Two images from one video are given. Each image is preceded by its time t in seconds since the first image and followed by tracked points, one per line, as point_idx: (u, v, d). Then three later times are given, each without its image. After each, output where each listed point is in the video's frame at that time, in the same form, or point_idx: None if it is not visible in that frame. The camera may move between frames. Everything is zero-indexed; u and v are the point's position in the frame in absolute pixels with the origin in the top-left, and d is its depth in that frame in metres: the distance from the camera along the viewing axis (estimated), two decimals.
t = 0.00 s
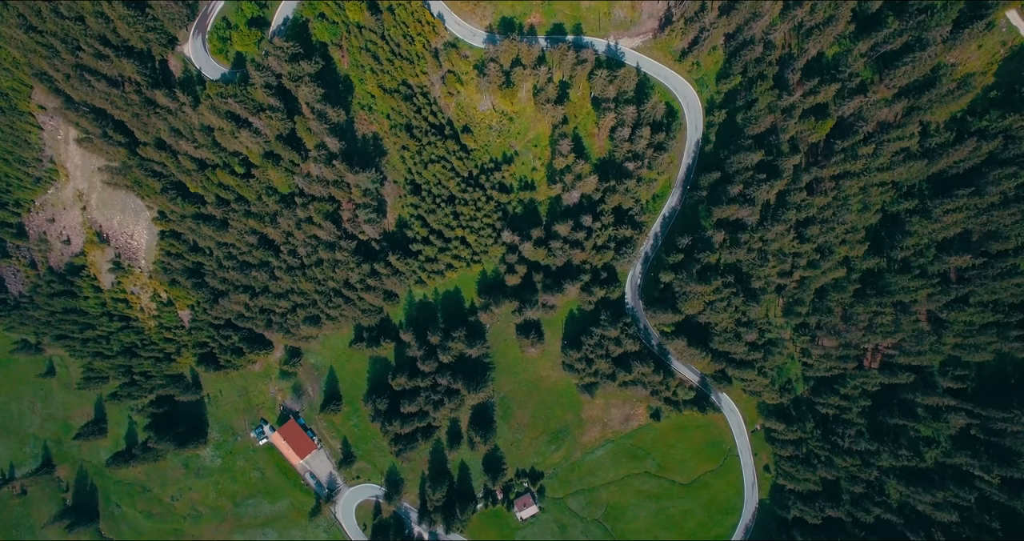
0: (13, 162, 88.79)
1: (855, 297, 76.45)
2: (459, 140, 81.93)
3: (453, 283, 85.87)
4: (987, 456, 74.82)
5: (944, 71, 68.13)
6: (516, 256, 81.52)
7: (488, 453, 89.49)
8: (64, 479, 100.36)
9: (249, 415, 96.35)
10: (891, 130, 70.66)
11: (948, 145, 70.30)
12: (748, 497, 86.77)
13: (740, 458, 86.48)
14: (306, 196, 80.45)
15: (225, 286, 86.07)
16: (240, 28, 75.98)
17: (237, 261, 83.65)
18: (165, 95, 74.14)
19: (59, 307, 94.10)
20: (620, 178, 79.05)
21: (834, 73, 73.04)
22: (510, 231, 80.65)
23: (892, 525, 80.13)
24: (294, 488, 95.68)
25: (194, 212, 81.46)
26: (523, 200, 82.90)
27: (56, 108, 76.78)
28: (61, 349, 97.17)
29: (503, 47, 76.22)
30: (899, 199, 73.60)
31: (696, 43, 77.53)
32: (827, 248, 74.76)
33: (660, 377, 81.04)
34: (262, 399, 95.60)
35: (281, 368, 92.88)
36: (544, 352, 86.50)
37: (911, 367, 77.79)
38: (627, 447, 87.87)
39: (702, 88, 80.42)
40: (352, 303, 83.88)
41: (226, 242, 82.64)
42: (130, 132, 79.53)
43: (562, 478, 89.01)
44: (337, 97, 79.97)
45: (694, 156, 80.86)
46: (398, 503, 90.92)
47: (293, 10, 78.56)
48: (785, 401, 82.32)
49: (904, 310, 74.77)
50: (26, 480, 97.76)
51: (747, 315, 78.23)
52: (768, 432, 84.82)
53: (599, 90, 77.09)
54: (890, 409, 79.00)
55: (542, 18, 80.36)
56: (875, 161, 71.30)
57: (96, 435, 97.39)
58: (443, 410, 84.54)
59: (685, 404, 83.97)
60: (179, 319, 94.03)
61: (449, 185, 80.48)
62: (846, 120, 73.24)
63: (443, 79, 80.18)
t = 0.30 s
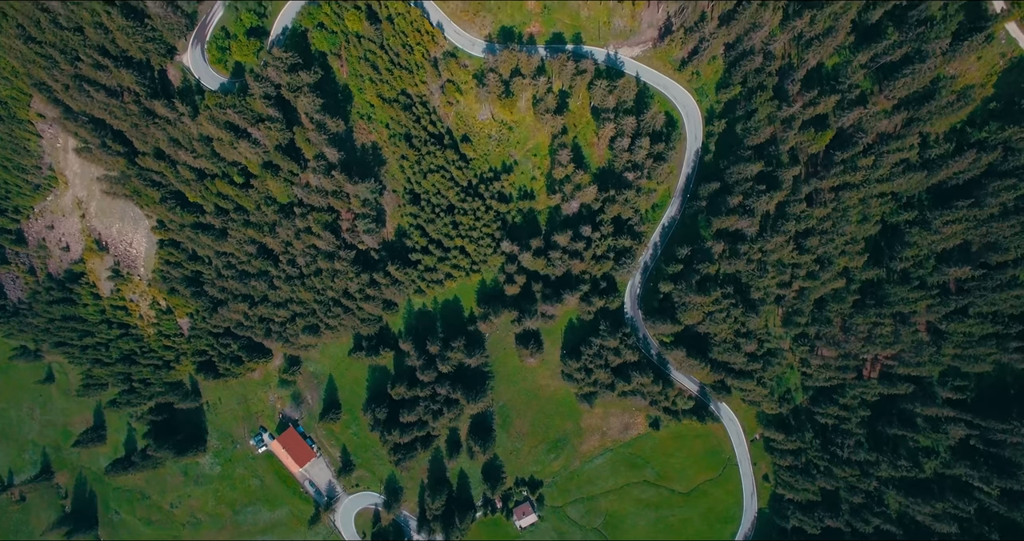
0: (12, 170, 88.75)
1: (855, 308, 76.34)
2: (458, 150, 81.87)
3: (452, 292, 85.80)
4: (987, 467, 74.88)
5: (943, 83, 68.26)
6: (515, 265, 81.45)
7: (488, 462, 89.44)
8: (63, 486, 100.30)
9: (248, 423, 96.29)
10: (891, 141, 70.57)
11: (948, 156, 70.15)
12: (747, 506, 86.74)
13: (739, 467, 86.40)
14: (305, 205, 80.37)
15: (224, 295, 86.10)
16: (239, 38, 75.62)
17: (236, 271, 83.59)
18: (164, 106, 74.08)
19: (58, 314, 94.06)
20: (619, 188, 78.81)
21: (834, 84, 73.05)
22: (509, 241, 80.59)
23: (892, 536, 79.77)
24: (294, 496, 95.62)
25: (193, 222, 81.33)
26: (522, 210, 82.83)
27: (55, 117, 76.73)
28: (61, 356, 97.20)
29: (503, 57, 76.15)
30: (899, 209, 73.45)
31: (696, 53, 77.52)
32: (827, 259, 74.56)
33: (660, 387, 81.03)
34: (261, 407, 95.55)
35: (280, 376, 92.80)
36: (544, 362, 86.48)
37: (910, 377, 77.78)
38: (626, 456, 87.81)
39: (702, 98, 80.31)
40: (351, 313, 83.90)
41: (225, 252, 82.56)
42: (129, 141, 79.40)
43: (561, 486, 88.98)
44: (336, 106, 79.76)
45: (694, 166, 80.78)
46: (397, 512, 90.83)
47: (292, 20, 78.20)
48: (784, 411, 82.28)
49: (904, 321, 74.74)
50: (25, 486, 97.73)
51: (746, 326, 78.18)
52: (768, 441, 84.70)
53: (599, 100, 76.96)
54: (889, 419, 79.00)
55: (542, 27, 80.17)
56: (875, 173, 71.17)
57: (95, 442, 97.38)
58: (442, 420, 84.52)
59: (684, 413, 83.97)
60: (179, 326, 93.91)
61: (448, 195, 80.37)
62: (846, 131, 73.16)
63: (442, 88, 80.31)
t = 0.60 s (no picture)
0: (12, 176, 88.74)
1: (855, 317, 76.25)
2: (458, 158, 81.74)
3: (451, 300, 85.70)
4: (986, 477, 74.90)
5: (943, 93, 68.32)
6: (514, 274, 81.41)
7: (487, 470, 89.39)
8: (62, 491, 100.31)
9: (248, 429, 96.30)
10: (890, 151, 70.56)
11: (948, 166, 70.04)
12: (746, 513, 86.70)
13: (738, 475, 86.36)
14: (304, 214, 80.33)
15: (224, 302, 86.12)
16: (238, 47, 75.35)
17: (236, 279, 83.54)
18: (163, 115, 74.00)
19: (58, 320, 94.06)
20: (619, 197, 78.66)
21: (834, 94, 73.04)
22: (508, 250, 80.55)
23: None
24: (293, 502, 95.63)
25: (192, 230, 81.25)
26: (521, 218, 82.76)
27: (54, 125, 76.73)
28: (60, 362, 97.23)
29: (502, 66, 76.09)
30: (899, 219, 73.23)
31: (696, 61, 77.50)
32: (826, 269, 74.48)
33: (659, 396, 80.97)
34: (261, 414, 95.55)
35: (280, 383, 92.75)
36: (543, 370, 86.41)
37: (910, 386, 77.71)
38: (625, 463, 87.78)
39: (701, 106, 80.13)
40: (350, 321, 83.90)
41: (224, 260, 82.50)
42: (128, 149, 79.33)
43: (561, 494, 88.93)
44: (335, 115, 79.64)
45: (694, 175, 80.65)
46: (396, 519, 90.83)
47: (291, 28, 77.95)
48: (784, 420, 82.18)
49: (903, 330, 74.65)
50: (25, 492, 97.78)
51: (745, 335, 78.10)
52: (767, 450, 84.64)
53: (598, 109, 76.85)
54: (889, 428, 78.87)
55: (541, 35, 80.07)
56: (875, 184, 71.17)
57: (94, 448, 97.42)
58: (441, 428, 84.59)
59: (683, 421, 83.93)
60: (179, 332, 93.57)
61: (447, 203, 80.20)
62: (846, 140, 73.06)
63: (442, 97, 80.13)
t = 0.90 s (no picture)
0: (10, 183, 88.66)
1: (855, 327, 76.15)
2: (457, 167, 81.62)
3: (450, 309, 85.66)
4: (985, 487, 74.81)
5: (942, 105, 68.38)
6: (513, 283, 81.34)
7: (486, 478, 89.31)
8: (61, 498, 100.23)
9: (247, 437, 96.27)
10: (889, 163, 70.45)
11: (948, 177, 69.97)
12: (745, 522, 86.70)
13: (737, 483, 86.33)
14: (303, 224, 80.22)
15: (223, 311, 86.02)
16: (236, 57, 75.16)
17: (235, 288, 83.42)
18: (162, 125, 73.91)
19: (57, 328, 93.98)
20: (618, 207, 78.55)
21: (834, 104, 73.00)
22: (507, 260, 80.53)
23: None
24: (292, 510, 95.63)
25: (191, 239, 81.14)
26: (521, 227, 82.70)
27: (53, 135, 76.63)
28: (60, 369, 97.18)
29: (501, 77, 76.06)
30: (898, 230, 73.14)
31: (696, 71, 77.46)
32: (826, 280, 74.38)
33: (658, 406, 80.91)
34: (260, 421, 95.51)
35: (280, 391, 92.68)
36: (542, 379, 86.37)
37: (909, 396, 77.71)
38: (624, 472, 87.78)
39: (701, 115, 80.04)
40: (349, 330, 83.85)
41: (223, 269, 82.39)
42: (127, 159, 79.19)
43: (560, 502, 88.88)
44: (334, 124, 79.55)
45: (693, 184, 80.55)
46: (395, 527, 90.79)
47: (290, 37, 77.88)
48: (783, 429, 82.14)
49: (903, 341, 74.55)
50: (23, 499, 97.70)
51: (745, 346, 78.04)
52: (766, 459, 84.61)
53: (598, 119, 76.77)
54: (888, 438, 78.87)
55: (541, 44, 80.00)
56: (875, 195, 71.11)
57: (93, 454, 97.41)
58: (440, 438, 84.62)
59: (682, 431, 83.91)
60: (177, 340, 93.60)
61: (446, 213, 80.09)
62: (845, 151, 73.00)
63: (441, 106, 80.08)
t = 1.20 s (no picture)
0: (9, 190, 88.58)
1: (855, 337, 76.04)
2: (457, 176, 81.51)
3: (449, 317, 85.61)
4: (985, 497, 74.72)
5: (942, 115, 68.43)
6: (513, 292, 81.31)
7: (485, 486, 89.17)
8: (60, 503, 100.21)
9: (246, 444, 96.25)
10: (889, 173, 70.36)
11: (947, 187, 69.91)
12: (744, 530, 86.64)
13: (736, 492, 86.26)
14: (302, 233, 80.12)
15: (222, 319, 85.95)
16: (236, 66, 75.05)
17: (234, 296, 83.36)
18: (161, 134, 73.84)
19: (56, 334, 93.96)
20: (618, 216, 78.48)
21: (833, 114, 72.94)
22: (506, 268, 80.49)
23: None
24: (292, 516, 95.64)
25: (190, 247, 81.07)
26: (520, 236, 82.66)
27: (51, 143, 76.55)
28: (59, 375, 97.13)
29: (500, 86, 75.99)
30: (898, 239, 73.05)
31: (695, 80, 77.39)
32: (825, 289, 74.30)
33: (657, 415, 80.87)
34: (259, 428, 95.47)
35: (280, 398, 92.68)
36: (542, 387, 86.33)
37: (908, 405, 77.68)
38: (624, 479, 87.73)
39: (701, 124, 79.87)
40: (349, 338, 83.84)
41: (223, 277, 82.34)
42: (126, 167, 79.12)
43: (559, 510, 88.81)
44: (333, 133, 79.50)
45: (693, 193, 80.41)
46: (395, 534, 90.74)
47: (289, 46, 77.84)
48: (782, 438, 82.06)
49: (903, 351, 74.47)
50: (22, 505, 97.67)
51: (744, 355, 77.96)
52: (765, 467, 84.56)
53: (597, 128, 76.70)
54: (888, 446, 78.85)
55: (541, 53, 79.93)
56: (875, 206, 71.05)
57: (93, 460, 97.46)
58: (439, 446, 84.66)
59: (681, 439, 83.85)
60: (177, 347, 93.57)
61: (445, 222, 80.02)
62: (846, 161, 72.90)
63: (440, 114, 80.04)
